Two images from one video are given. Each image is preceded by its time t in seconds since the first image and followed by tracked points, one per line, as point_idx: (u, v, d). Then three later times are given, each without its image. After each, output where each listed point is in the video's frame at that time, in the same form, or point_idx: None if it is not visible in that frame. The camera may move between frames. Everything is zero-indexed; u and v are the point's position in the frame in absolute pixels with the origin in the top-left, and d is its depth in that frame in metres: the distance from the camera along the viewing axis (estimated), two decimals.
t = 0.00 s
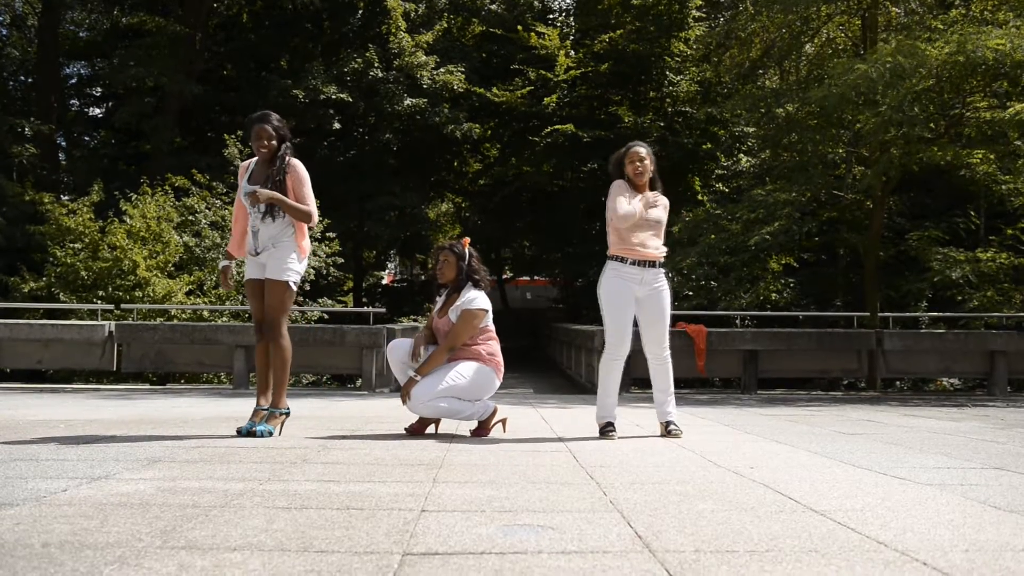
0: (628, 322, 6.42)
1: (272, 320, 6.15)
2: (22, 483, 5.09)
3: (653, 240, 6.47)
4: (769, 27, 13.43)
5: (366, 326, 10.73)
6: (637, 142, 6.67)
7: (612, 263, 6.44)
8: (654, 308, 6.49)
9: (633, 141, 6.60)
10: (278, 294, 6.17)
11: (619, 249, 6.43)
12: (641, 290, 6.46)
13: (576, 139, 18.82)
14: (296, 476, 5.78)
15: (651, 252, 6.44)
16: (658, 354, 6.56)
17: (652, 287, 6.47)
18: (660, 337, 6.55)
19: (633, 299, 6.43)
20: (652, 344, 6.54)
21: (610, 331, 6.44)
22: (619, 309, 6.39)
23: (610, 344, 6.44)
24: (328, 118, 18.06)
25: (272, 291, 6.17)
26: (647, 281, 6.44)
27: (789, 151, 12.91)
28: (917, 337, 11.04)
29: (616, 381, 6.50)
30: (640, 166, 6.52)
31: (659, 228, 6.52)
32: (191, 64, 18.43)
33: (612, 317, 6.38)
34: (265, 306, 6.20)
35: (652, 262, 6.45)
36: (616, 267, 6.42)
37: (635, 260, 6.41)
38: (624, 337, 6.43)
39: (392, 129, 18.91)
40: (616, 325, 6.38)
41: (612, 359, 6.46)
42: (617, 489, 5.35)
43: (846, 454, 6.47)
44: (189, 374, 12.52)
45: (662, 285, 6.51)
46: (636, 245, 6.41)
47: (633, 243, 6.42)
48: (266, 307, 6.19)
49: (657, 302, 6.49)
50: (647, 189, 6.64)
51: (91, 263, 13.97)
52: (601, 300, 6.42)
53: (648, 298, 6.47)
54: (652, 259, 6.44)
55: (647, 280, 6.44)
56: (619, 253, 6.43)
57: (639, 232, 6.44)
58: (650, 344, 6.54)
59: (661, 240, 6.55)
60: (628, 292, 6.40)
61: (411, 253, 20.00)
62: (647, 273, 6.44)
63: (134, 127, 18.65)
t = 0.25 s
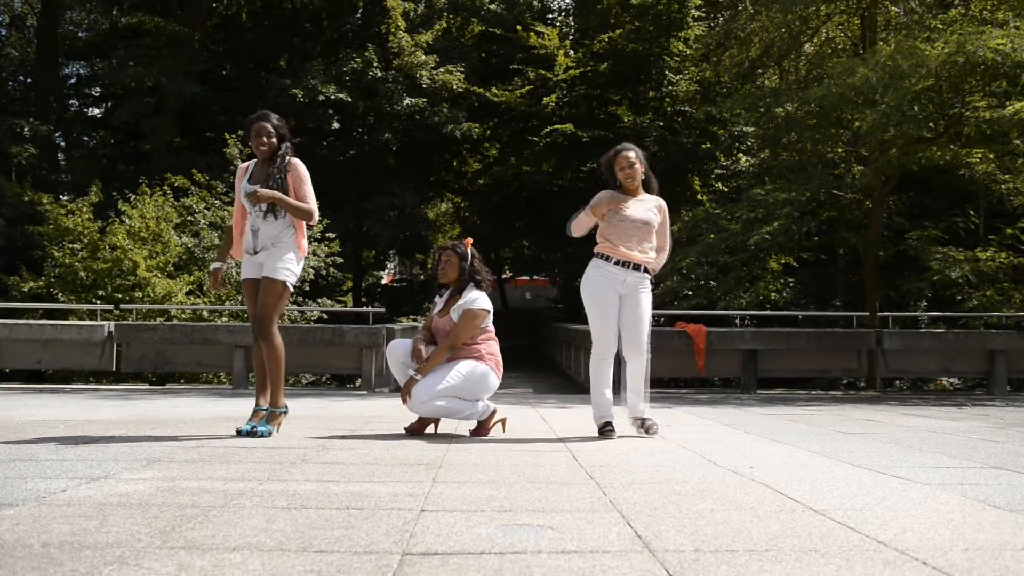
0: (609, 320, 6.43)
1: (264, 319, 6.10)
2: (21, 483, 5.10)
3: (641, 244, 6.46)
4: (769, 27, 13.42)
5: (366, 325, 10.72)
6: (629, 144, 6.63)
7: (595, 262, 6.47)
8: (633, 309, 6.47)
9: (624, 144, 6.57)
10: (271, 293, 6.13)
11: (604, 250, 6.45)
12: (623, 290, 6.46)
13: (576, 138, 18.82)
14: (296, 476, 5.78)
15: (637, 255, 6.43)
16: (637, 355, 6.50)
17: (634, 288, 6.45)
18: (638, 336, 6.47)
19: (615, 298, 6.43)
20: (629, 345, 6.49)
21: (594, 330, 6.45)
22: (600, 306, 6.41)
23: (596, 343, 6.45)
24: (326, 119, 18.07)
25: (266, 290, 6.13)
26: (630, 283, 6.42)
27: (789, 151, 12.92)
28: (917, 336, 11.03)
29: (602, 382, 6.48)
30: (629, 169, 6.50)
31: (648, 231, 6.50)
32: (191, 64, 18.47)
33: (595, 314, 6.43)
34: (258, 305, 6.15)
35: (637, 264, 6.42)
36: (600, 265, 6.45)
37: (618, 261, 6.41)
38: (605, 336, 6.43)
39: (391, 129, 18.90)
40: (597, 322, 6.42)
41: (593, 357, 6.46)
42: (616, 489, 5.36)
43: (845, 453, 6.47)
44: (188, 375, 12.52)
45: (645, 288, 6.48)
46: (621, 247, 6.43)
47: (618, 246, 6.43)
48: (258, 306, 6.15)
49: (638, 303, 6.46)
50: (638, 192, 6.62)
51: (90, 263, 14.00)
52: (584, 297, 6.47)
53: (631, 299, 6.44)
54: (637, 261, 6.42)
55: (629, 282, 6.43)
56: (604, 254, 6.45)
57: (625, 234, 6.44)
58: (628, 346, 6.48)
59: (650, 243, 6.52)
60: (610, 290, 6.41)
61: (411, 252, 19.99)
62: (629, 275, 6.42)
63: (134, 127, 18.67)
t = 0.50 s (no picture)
0: (608, 317, 6.23)
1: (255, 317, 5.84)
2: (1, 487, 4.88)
3: (641, 235, 6.24)
4: (777, 15, 13.19)
5: (360, 324, 10.51)
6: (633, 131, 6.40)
7: (596, 259, 6.33)
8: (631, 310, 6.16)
9: (626, 131, 6.35)
10: (263, 289, 5.88)
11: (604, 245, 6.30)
12: (626, 287, 6.27)
13: (577, 133, 18.58)
14: (288, 480, 5.56)
15: (637, 248, 6.23)
16: (638, 353, 6.15)
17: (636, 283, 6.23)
18: (635, 331, 6.12)
19: (616, 295, 6.24)
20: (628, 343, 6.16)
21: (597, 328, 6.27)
22: (599, 303, 6.25)
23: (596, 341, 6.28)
24: (319, 111, 17.52)
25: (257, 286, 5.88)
26: (631, 279, 6.22)
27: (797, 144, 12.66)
28: (929, 336, 10.81)
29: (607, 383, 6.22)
30: (629, 157, 6.28)
31: (650, 221, 6.28)
32: (178, 54, 17.92)
33: (596, 311, 6.27)
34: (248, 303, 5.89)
35: (637, 259, 6.23)
36: (601, 263, 6.31)
37: (617, 256, 6.25)
38: (606, 333, 6.24)
39: (387, 123, 18.64)
40: (597, 319, 6.26)
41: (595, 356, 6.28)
42: (619, 493, 5.14)
43: (855, 456, 6.26)
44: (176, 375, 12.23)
45: (650, 283, 6.25)
46: (620, 241, 6.25)
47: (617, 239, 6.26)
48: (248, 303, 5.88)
49: (635, 300, 6.18)
50: (642, 181, 6.41)
51: (74, 260, 13.72)
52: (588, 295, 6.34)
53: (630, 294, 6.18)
54: (638, 255, 6.23)
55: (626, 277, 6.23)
56: (604, 249, 6.31)
57: (623, 226, 6.24)
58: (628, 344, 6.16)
59: (654, 234, 6.29)
60: (609, 287, 6.25)
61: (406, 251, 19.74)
62: (630, 271, 6.23)
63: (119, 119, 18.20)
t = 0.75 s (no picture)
0: (631, 316, 6.01)
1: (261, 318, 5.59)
2: None
3: (655, 222, 5.99)
4: None
5: (354, 322, 10.25)
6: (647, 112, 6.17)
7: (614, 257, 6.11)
8: (663, 295, 5.98)
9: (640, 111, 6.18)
10: (265, 289, 5.60)
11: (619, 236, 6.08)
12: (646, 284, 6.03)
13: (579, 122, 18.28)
14: (279, 485, 5.31)
15: (649, 237, 5.98)
16: (678, 351, 5.96)
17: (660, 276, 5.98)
18: (672, 329, 5.96)
19: (639, 294, 6.02)
20: (666, 340, 5.98)
21: (614, 326, 6.05)
22: (620, 302, 6.01)
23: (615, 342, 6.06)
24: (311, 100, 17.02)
25: (258, 285, 5.61)
26: (649, 273, 5.98)
27: (808, 134, 12.38)
28: (947, 334, 10.58)
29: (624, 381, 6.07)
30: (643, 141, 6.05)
31: (664, 206, 6.00)
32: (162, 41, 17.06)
33: (615, 309, 6.02)
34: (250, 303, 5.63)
35: (653, 250, 5.98)
36: (618, 260, 6.08)
37: (631, 250, 6.03)
38: (627, 333, 6.03)
39: (381, 114, 18.40)
40: (616, 319, 6.03)
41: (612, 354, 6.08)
42: (623, 498, 4.89)
43: (868, 459, 6.02)
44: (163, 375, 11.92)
45: (673, 273, 5.97)
46: (634, 229, 6.01)
47: (631, 227, 6.02)
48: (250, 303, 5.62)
49: (665, 287, 5.97)
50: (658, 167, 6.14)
51: (55, 255, 13.33)
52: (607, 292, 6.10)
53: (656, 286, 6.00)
54: (650, 247, 5.98)
55: (648, 271, 5.99)
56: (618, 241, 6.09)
57: (637, 213, 6.00)
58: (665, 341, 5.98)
59: (669, 220, 6.02)
60: (630, 284, 6.01)
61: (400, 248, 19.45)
62: (646, 264, 5.99)
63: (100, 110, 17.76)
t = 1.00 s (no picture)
0: (662, 320, 5.70)
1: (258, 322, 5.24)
2: None
3: (688, 215, 5.66)
4: None
5: (346, 327, 9.96)
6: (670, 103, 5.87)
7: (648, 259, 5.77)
8: (702, 294, 5.64)
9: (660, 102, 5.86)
10: (261, 291, 5.23)
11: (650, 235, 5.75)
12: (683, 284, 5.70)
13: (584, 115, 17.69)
14: (265, 498, 4.96)
15: (684, 231, 5.63)
16: (706, 358, 5.66)
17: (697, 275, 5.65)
18: (705, 333, 5.63)
19: (673, 296, 5.70)
20: (695, 344, 5.65)
21: (648, 331, 5.73)
22: (653, 304, 5.71)
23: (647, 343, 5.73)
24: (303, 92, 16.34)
25: (254, 287, 5.23)
26: (688, 272, 5.65)
27: (826, 127, 11.77)
28: (974, 340, 10.26)
29: (645, 389, 5.72)
30: (668, 135, 5.73)
31: (697, 200, 5.70)
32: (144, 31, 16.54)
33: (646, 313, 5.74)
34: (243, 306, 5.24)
35: (690, 245, 5.64)
36: (653, 260, 5.77)
37: (666, 250, 5.70)
38: (656, 337, 5.70)
39: (375, 106, 17.38)
40: (648, 323, 5.72)
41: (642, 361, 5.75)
42: (630, 513, 4.55)
43: (888, 471, 5.68)
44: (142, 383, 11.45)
45: (712, 269, 5.66)
46: (665, 225, 5.67)
47: (663, 223, 5.68)
48: (245, 307, 5.24)
49: (704, 286, 5.63)
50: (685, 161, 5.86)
51: (25, 256, 12.31)
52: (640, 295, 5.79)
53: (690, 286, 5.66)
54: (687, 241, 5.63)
55: (686, 270, 5.65)
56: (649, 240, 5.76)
57: (667, 208, 5.68)
58: (694, 344, 5.65)
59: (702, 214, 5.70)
60: (664, 285, 5.69)
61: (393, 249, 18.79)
62: (685, 262, 5.65)
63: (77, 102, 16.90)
